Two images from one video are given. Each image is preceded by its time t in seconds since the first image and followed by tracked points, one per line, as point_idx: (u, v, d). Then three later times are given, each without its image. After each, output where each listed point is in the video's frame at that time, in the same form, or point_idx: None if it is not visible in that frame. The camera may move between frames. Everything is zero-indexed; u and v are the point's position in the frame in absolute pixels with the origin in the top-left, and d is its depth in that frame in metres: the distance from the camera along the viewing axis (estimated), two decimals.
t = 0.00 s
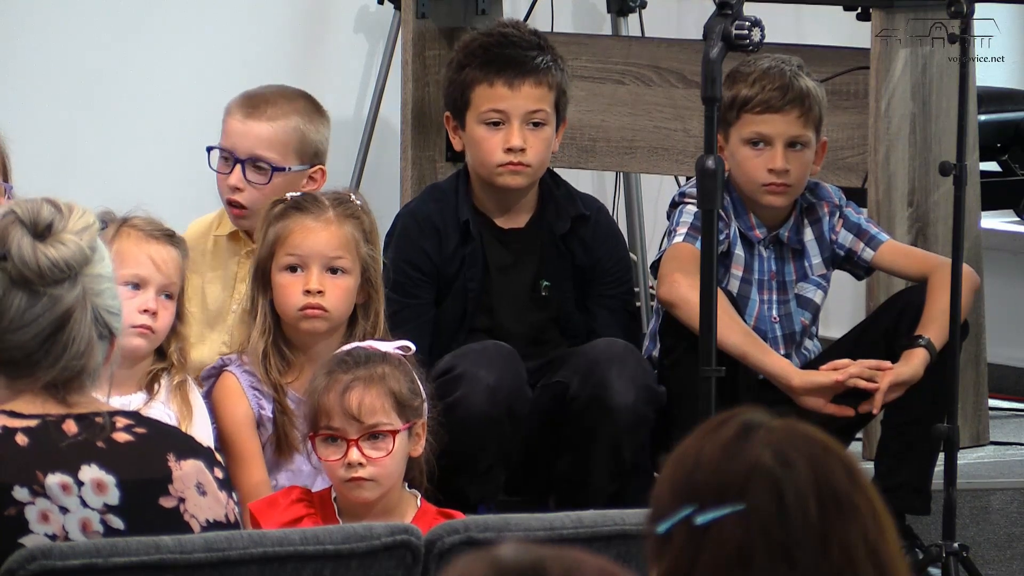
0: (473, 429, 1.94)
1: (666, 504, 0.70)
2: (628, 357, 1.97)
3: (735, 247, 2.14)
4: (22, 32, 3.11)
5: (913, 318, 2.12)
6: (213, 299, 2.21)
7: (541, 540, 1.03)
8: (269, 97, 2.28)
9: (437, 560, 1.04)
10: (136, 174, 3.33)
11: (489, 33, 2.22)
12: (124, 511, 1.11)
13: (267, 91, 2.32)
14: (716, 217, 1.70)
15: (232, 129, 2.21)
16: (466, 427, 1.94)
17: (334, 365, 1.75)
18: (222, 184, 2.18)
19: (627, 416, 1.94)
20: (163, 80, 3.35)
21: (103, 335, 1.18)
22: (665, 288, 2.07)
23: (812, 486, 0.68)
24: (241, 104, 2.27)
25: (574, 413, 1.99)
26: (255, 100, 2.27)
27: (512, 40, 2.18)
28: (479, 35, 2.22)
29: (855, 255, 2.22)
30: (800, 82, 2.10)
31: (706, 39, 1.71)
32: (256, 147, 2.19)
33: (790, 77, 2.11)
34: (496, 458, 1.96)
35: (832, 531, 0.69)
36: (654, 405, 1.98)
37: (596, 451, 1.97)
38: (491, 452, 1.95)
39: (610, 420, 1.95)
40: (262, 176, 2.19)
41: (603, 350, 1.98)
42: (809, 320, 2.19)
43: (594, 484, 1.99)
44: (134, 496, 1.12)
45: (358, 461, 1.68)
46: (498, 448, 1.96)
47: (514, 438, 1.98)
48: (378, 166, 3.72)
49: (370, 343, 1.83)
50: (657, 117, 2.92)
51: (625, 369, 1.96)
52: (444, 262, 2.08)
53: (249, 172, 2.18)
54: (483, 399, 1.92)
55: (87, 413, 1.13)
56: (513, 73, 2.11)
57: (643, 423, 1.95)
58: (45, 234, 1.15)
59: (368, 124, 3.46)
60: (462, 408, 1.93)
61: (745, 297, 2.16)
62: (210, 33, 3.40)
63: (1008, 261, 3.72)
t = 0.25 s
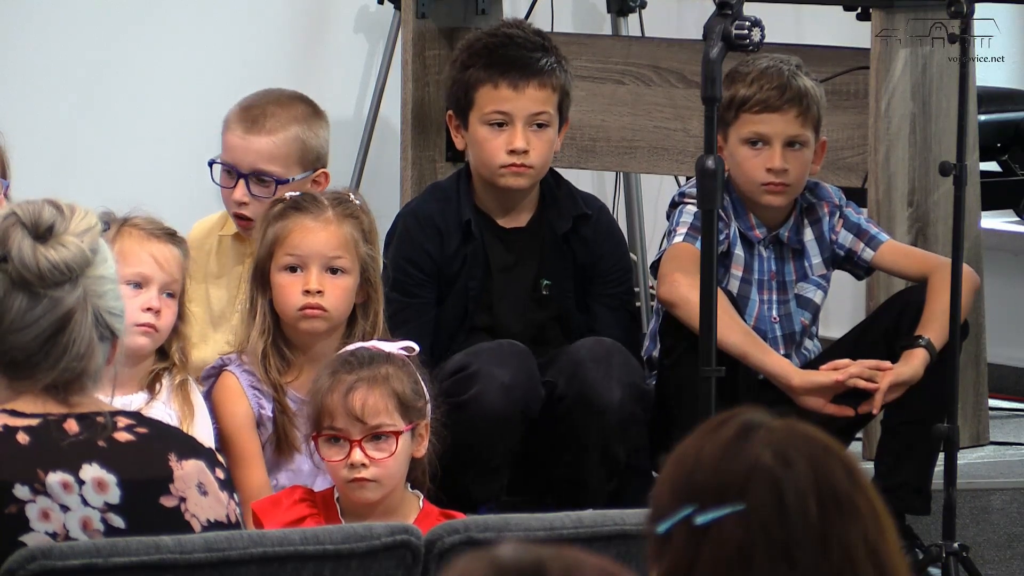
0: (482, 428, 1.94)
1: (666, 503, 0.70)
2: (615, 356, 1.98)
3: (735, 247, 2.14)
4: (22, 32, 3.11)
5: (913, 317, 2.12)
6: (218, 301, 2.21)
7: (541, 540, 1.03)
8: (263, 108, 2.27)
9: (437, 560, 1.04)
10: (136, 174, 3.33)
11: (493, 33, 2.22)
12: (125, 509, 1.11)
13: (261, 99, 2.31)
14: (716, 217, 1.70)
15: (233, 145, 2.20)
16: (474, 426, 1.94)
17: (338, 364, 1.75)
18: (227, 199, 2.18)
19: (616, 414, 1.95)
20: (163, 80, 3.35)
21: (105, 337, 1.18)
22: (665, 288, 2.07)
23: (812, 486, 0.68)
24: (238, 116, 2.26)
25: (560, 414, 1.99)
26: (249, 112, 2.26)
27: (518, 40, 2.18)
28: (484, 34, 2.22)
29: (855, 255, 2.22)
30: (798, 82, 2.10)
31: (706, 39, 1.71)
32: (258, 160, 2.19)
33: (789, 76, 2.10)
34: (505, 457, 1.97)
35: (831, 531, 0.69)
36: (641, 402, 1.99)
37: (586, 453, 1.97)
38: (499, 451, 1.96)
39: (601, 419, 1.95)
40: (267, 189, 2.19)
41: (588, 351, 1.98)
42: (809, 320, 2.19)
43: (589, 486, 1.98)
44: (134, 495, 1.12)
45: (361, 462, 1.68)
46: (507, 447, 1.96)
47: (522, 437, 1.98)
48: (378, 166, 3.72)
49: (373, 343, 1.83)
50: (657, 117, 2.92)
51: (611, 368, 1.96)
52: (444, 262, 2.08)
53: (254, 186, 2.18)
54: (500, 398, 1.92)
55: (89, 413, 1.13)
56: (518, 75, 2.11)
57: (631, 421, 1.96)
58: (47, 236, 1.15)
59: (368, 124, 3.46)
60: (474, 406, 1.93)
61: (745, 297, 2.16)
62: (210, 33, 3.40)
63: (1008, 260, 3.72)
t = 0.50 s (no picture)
0: (482, 429, 1.94)
1: (666, 503, 0.70)
2: (616, 359, 1.97)
3: (734, 247, 2.14)
4: (22, 32, 3.11)
5: (913, 317, 2.12)
6: (217, 299, 2.21)
7: (541, 540, 1.03)
8: (262, 108, 2.27)
9: (437, 560, 1.04)
10: (136, 174, 3.33)
11: (496, 34, 2.22)
12: (125, 508, 1.11)
13: (257, 99, 2.31)
14: (715, 217, 1.70)
15: (231, 146, 2.20)
16: (472, 426, 1.94)
17: (340, 365, 1.75)
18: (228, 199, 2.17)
19: (619, 417, 1.94)
20: (163, 80, 3.35)
21: (99, 339, 1.18)
22: (665, 288, 2.07)
23: (812, 487, 0.68)
24: (236, 116, 2.26)
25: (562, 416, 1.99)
26: (247, 113, 2.26)
27: (520, 42, 2.18)
28: (488, 35, 2.22)
29: (855, 255, 2.22)
30: (796, 81, 2.10)
31: (706, 39, 1.71)
32: (257, 161, 2.19)
33: (787, 76, 2.11)
34: (504, 457, 1.96)
35: (831, 532, 0.69)
36: (644, 407, 1.98)
37: (589, 455, 1.97)
38: (499, 451, 1.96)
39: (602, 423, 1.95)
40: (267, 189, 2.18)
41: (591, 354, 1.97)
42: (808, 320, 2.19)
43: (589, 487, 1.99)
44: (135, 494, 1.12)
45: (364, 462, 1.68)
46: (506, 447, 1.96)
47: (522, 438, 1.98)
48: (378, 166, 3.72)
49: (376, 343, 1.83)
50: (657, 117, 2.92)
51: (614, 372, 1.96)
52: (444, 262, 2.08)
53: (254, 186, 2.17)
54: (497, 398, 1.92)
55: (87, 413, 1.14)
56: (520, 76, 2.11)
57: (633, 425, 1.96)
58: (32, 239, 1.15)
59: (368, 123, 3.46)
60: (474, 407, 1.93)
61: (744, 297, 2.16)
62: (211, 33, 3.40)
63: (1008, 260, 3.72)
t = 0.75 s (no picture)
0: (471, 426, 1.94)
1: (666, 503, 0.70)
2: (631, 357, 1.97)
3: (734, 247, 2.14)
4: (22, 32, 3.12)
5: (913, 317, 2.12)
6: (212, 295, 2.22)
7: (541, 540, 1.03)
8: (251, 109, 2.27)
9: (437, 560, 1.04)
10: (137, 174, 3.34)
11: (494, 34, 2.22)
12: (126, 506, 1.11)
13: (248, 100, 2.30)
14: (715, 217, 1.70)
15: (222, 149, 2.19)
16: (464, 425, 1.94)
17: (341, 364, 1.75)
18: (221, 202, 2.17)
19: (628, 416, 1.94)
20: (163, 80, 3.35)
21: (107, 338, 1.17)
22: (665, 288, 2.07)
23: (812, 487, 0.68)
24: (227, 118, 2.25)
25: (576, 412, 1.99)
26: (238, 114, 2.26)
27: (518, 42, 2.18)
28: (485, 36, 2.22)
29: (855, 254, 2.22)
30: (796, 81, 2.10)
31: (706, 39, 1.71)
32: (249, 163, 2.19)
33: (787, 76, 2.11)
34: (494, 457, 1.96)
35: (830, 531, 0.69)
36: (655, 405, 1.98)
37: (596, 452, 1.97)
38: (490, 450, 1.95)
39: (610, 422, 1.94)
40: (260, 191, 2.18)
41: (606, 351, 1.97)
42: (808, 320, 2.19)
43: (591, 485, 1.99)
44: (137, 493, 1.12)
45: (365, 461, 1.68)
46: (496, 446, 1.95)
47: (512, 437, 1.98)
48: (378, 166, 3.72)
49: (377, 343, 1.83)
50: (657, 117, 2.92)
51: (628, 370, 1.95)
52: (444, 262, 2.08)
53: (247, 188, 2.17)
54: (481, 395, 1.92)
55: (91, 411, 1.14)
56: (518, 76, 2.11)
57: (642, 423, 1.95)
58: (41, 236, 1.15)
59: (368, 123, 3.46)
60: (461, 403, 1.93)
61: (744, 297, 2.16)
62: (211, 33, 3.40)
63: (1008, 260, 3.72)
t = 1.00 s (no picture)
0: (465, 423, 1.94)
1: (666, 503, 0.70)
2: (644, 357, 1.97)
3: (734, 247, 2.14)
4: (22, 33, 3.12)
5: (913, 318, 2.12)
6: (208, 294, 2.22)
7: (541, 540, 1.03)
8: (252, 118, 2.26)
9: (437, 560, 1.04)
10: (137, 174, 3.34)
11: (491, 34, 2.22)
12: (127, 503, 1.11)
13: (249, 107, 2.29)
14: (716, 217, 1.70)
15: (223, 159, 2.18)
16: (459, 422, 1.94)
17: (341, 364, 1.75)
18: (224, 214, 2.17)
19: (638, 415, 1.94)
20: (164, 81, 3.35)
21: (112, 340, 1.17)
22: (665, 288, 2.07)
23: (812, 487, 0.68)
24: (229, 125, 2.24)
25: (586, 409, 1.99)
26: (241, 122, 2.25)
27: (515, 41, 2.18)
28: (482, 35, 2.22)
29: (855, 254, 2.22)
30: (797, 82, 2.10)
31: (706, 39, 1.71)
32: (253, 174, 2.18)
33: (788, 76, 2.11)
34: (489, 456, 1.96)
35: (830, 531, 0.69)
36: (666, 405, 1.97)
37: (605, 450, 1.97)
38: (482, 448, 1.95)
39: (621, 421, 1.94)
40: (261, 202, 2.18)
41: (618, 350, 1.97)
42: (808, 320, 2.19)
43: (599, 485, 1.99)
44: (137, 490, 1.12)
45: (364, 461, 1.68)
46: (490, 444, 1.95)
47: (507, 435, 1.98)
48: (378, 166, 3.72)
49: (377, 343, 1.83)
50: (657, 117, 2.92)
51: (639, 369, 1.95)
52: (443, 265, 2.09)
53: (250, 199, 2.17)
54: (467, 392, 1.92)
55: (93, 410, 1.14)
56: (514, 74, 2.11)
57: (651, 422, 1.95)
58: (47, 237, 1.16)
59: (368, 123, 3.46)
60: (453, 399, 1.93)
61: (744, 297, 2.16)
62: (211, 34, 3.40)
63: (1008, 260, 3.72)
